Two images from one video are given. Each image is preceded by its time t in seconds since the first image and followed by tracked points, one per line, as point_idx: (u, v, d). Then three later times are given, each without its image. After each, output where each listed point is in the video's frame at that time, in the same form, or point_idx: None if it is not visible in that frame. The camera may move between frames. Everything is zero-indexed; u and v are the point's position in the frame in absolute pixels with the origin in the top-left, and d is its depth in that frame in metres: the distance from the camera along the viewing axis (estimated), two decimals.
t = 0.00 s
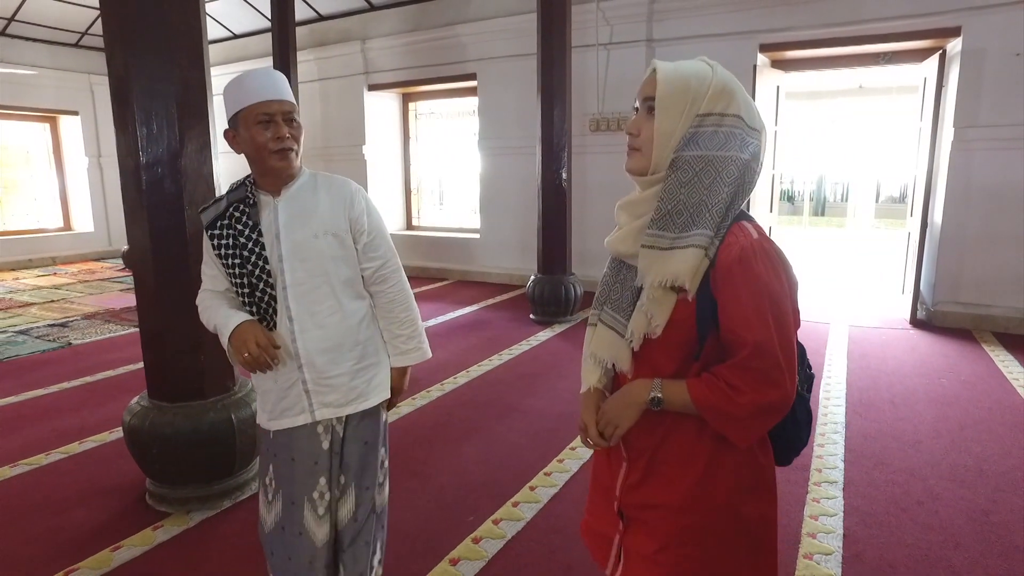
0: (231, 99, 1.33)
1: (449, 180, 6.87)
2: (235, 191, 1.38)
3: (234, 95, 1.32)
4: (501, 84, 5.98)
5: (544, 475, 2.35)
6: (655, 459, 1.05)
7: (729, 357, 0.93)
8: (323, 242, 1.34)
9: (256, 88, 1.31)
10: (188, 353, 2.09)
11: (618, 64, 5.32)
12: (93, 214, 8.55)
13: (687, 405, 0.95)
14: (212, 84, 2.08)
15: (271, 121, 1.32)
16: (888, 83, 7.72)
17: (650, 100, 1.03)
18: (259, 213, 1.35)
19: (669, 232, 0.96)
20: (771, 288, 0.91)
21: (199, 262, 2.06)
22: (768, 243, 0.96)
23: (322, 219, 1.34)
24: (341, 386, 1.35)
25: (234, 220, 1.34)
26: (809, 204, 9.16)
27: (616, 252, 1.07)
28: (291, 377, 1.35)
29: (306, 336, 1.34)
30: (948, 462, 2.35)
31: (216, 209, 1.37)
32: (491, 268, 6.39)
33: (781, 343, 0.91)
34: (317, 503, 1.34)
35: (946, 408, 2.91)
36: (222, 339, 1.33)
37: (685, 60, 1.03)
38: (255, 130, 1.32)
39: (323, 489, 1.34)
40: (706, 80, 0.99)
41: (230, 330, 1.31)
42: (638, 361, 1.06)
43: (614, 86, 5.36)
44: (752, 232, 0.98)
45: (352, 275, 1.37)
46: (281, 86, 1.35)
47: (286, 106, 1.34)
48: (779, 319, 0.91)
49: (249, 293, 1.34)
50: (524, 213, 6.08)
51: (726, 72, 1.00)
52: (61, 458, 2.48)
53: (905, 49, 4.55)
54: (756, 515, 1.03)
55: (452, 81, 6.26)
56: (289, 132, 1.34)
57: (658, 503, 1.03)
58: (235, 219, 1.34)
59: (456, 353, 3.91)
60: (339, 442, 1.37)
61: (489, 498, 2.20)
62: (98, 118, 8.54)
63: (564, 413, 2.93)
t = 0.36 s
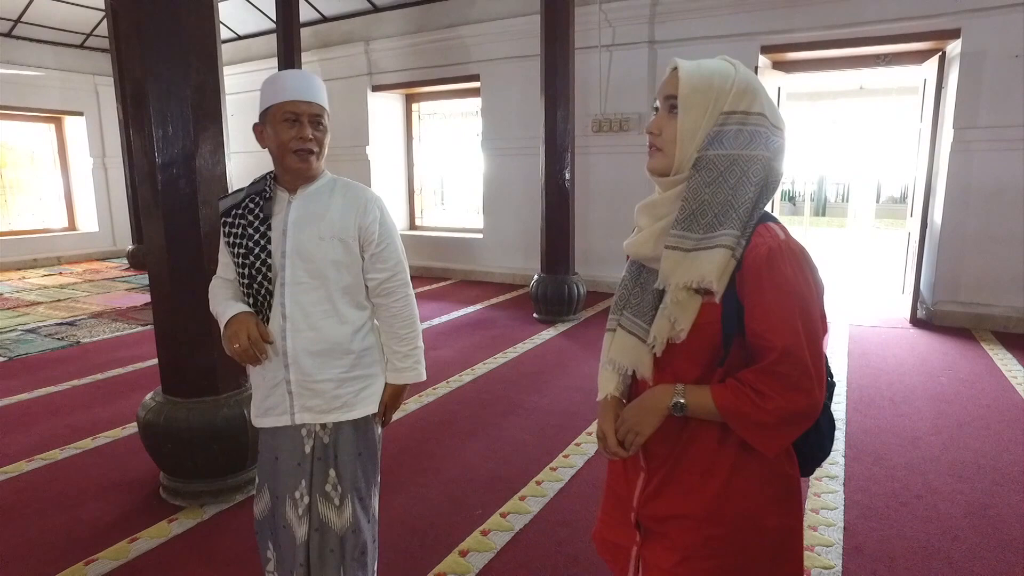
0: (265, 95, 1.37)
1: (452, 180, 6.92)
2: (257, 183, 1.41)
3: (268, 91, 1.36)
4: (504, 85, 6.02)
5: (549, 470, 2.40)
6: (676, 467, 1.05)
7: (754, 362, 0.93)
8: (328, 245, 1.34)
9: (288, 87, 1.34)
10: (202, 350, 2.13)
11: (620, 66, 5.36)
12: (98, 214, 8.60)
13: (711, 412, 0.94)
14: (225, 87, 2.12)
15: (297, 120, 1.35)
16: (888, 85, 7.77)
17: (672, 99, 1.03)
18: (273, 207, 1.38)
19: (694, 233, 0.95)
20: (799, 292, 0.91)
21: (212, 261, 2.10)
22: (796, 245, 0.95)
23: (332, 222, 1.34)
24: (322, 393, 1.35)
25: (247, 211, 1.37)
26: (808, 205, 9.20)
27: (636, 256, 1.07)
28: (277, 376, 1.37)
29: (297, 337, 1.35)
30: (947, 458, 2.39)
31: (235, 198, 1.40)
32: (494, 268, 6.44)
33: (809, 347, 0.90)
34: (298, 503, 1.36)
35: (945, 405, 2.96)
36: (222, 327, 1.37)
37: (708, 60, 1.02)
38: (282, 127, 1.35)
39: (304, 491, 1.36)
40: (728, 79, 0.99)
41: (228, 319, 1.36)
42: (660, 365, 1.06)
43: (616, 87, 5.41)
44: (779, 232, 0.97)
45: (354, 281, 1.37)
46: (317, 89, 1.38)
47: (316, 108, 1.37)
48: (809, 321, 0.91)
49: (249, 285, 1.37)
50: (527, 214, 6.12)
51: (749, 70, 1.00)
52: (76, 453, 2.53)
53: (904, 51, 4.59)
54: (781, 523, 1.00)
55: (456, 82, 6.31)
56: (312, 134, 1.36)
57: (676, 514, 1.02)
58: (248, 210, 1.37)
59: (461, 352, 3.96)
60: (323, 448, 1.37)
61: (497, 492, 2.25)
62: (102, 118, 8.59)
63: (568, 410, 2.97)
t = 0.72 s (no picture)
0: (294, 89, 1.41)
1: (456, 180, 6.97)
2: (278, 178, 1.46)
3: (297, 85, 1.41)
4: (508, 85, 6.07)
5: (556, 464, 2.45)
6: (708, 471, 1.04)
7: (799, 364, 0.95)
8: (345, 244, 1.37)
9: (317, 82, 1.39)
10: (217, 347, 2.18)
11: (623, 67, 5.41)
12: (104, 213, 8.66)
13: (758, 416, 0.96)
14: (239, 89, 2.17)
15: (324, 115, 1.39)
16: (889, 85, 7.81)
17: (710, 101, 1.04)
18: (292, 202, 1.43)
19: (730, 235, 0.95)
20: (843, 297, 0.94)
21: (226, 258, 2.15)
22: (835, 254, 0.97)
23: (350, 221, 1.38)
24: (332, 393, 1.38)
25: (267, 205, 1.42)
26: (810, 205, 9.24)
27: (666, 256, 1.07)
28: (288, 375, 1.40)
29: (309, 337, 1.39)
30: (944, 452, 2.44)
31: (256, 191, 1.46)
32: (497, 267, 6.49)
33: (853, 351, 0.93)
34: (309, 505, 1.40)
35: (944, 402, 3.01)
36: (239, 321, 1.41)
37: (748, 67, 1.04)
38: (309, 121, 1.39)
39: (315, 493, 1.40)
40: (767, 86, 1.01)
41: (246, 314, 1.40)
42: (694, 370, 1.06)
43: (619, 88, 5.46)
44: (815, 240, 0.98)
45: (371, 282, 1.40)
46: (344, 87, 1.43)
47: (343, 105, 1.41)
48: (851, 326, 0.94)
49: (265, 280, 1.42)
50: (530, 213, 6.17)
51: (787, 81, 1.02)
52: (92, 447, 2.59)
53: (905, 52, 4.63)
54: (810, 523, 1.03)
55: (459, 83, 6.36)
56: (338, 130, 1.40)
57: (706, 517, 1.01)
58: (268, 204, 1.42)
59: (466, 349, 4.01)
60: (333, 451, 1.40)
61: (506, 486, 2.30)
62: (108, 119, 8.65)
63: (574, 407, 3.02)
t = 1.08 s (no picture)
0: (326, 94, 1.41)
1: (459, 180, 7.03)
2: (307, 176, 1.48)
3: (329, 90, 1.40)
4: (512, 85, 6.12)
5: (564, 457, 2.50)
6: (722, 463, 1.07)
7: (815, 357, 1.00)
8: (374, 252, 1.41)
9: (349, 91, 1.38)
10: (233, 342, 2.23)
11: (626, 67, 5.46)
12: (108, 212, 8.72)
13: (776, 408, 1.00)
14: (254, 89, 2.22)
15: (356, 125, 1.40)
16: (890, 85, 7.85)
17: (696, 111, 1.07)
18: (322, 204, 1.45)
19: (737, 244, 0.98)
20: (854, 293, 0.99)
21: (242, 256, 2.19)
22: (844, 251, 1.01)
23: (382, 229, 1.41)
24: (357, 396, 1.42)
25: (297, 205, 1.44)
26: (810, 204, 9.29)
27: (675, 262, 1.10)
28: (313, 378, 1.44)
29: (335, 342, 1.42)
30: (944, 446, 2.49)
31: (284, 188, 1.47)
32: (501, 266, 6.54)
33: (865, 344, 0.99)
34: (324, 503, 1.44)
35: (945, 397, 3.05)
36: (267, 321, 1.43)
37: (728, 70, 1.05)
38: (342, 130, 1.40)
39: (330, 492, 1.44)
40: (748, 90, 1.02)
41: (273, 318, 1.40)
42: (707, 367, 1.09)
43: (621, 88, 5.51)
44: (826, 238, 1.00)
45: (395, 289, 1.44)
46: (375, 91, 1.42)
47: (375, 113, 1.41)
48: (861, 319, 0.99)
49: (293, 282, 1.44)
50: (533, 213, 6.22)
51: (771, 78, 1.02)
52: (107, 442, 2.64)
53: (905, 52, 4.68)
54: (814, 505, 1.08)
55: (463, 82, 6.41)
56: (370, 139, 1.42)
57: (723, 509, 1.04)
58: (298, 204, 1.44)
59: (472, 346, 4.06)
60: (352, 451, 1.44)
61: (515, 478, 2.35)
62: (113, 118, 8.71)
63: (580, 402, 3.08)
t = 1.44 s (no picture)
0: (325, 99, 1.45)
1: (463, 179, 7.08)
2: (317, 175, 1.49)
3: (327, 94, 1.44)
4: (516, 86, 6.18)
5: (574, 450, 2.56)
6: (712, 458, 1.06)
7: (798, 350, 0.99)
8: (386, 252, 1.44)
9: (340, 91, 1.41)
10: (252, 336, 2.28)
11: (629, 68, 5.52)
12: (113, 212, 8.77)
13: (760, 402, 0.99)
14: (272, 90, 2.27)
15: (350, 124, 1.41)
16: (890, 86, 7.92)
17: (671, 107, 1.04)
18: (332, 204, 1.46)
19: (717, 240, 0.96)
20: (837, 286, 0.98)
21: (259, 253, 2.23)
22: (824, 244, 1.00)
23: (393, 230, 1.44)
24: (373, 392, 1.45)
25: (308, 205, 1.46)
26: (811, 204, 9.37)
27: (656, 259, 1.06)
28: (327, 376, 1.46)
29: (349, 340, 1.45)
30: (945, 439, 2.54)
31: (294, 188, 1.48)
32: (505, 265, 6.59)
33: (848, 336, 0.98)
34: (344, 495, 1.46)
35: (946, 393, 3.11)
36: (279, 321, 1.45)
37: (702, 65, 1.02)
38: (338, 131, 1.43)
39: (350, 484, 1.46)
40: (722, 84, 0.99)
41: (288, 318, 1.43)
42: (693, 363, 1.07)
43: (625, 88, 5.56)
44: (805, 232, 0.99)
45: (405, 288, 1.48)
46: (367, 87, 1.41)
47: (368, 110, 1.41)
48: (843, 311, 0.98)
49: (305, 281, 1.46)
50: (537, 212, 6.28)
51: (744, 71, 1.00)
52: (123, 436, 2.69)
53: (906, 54, 4.74)
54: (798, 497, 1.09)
55: (467, 83, 6.46)
56: (366, 137, 1.42)
57: (714, 505, 1.03)
58: (309, 205, 1.46)
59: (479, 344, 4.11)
60: (369, 444, 1.46)
61: (526, 470, 2.40)
62: (118, 118, 8.76)
63: (588, 397, 3.13)
